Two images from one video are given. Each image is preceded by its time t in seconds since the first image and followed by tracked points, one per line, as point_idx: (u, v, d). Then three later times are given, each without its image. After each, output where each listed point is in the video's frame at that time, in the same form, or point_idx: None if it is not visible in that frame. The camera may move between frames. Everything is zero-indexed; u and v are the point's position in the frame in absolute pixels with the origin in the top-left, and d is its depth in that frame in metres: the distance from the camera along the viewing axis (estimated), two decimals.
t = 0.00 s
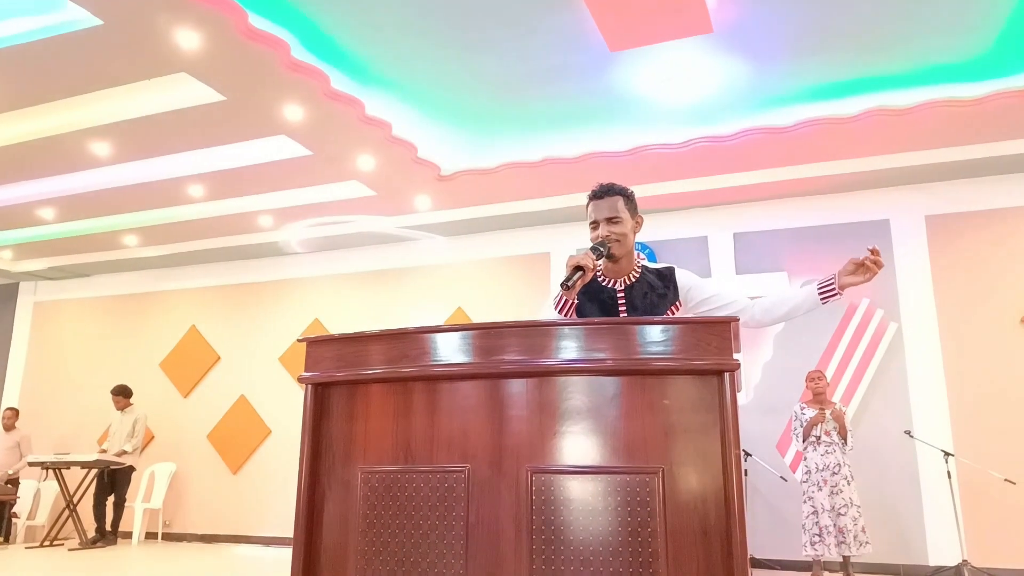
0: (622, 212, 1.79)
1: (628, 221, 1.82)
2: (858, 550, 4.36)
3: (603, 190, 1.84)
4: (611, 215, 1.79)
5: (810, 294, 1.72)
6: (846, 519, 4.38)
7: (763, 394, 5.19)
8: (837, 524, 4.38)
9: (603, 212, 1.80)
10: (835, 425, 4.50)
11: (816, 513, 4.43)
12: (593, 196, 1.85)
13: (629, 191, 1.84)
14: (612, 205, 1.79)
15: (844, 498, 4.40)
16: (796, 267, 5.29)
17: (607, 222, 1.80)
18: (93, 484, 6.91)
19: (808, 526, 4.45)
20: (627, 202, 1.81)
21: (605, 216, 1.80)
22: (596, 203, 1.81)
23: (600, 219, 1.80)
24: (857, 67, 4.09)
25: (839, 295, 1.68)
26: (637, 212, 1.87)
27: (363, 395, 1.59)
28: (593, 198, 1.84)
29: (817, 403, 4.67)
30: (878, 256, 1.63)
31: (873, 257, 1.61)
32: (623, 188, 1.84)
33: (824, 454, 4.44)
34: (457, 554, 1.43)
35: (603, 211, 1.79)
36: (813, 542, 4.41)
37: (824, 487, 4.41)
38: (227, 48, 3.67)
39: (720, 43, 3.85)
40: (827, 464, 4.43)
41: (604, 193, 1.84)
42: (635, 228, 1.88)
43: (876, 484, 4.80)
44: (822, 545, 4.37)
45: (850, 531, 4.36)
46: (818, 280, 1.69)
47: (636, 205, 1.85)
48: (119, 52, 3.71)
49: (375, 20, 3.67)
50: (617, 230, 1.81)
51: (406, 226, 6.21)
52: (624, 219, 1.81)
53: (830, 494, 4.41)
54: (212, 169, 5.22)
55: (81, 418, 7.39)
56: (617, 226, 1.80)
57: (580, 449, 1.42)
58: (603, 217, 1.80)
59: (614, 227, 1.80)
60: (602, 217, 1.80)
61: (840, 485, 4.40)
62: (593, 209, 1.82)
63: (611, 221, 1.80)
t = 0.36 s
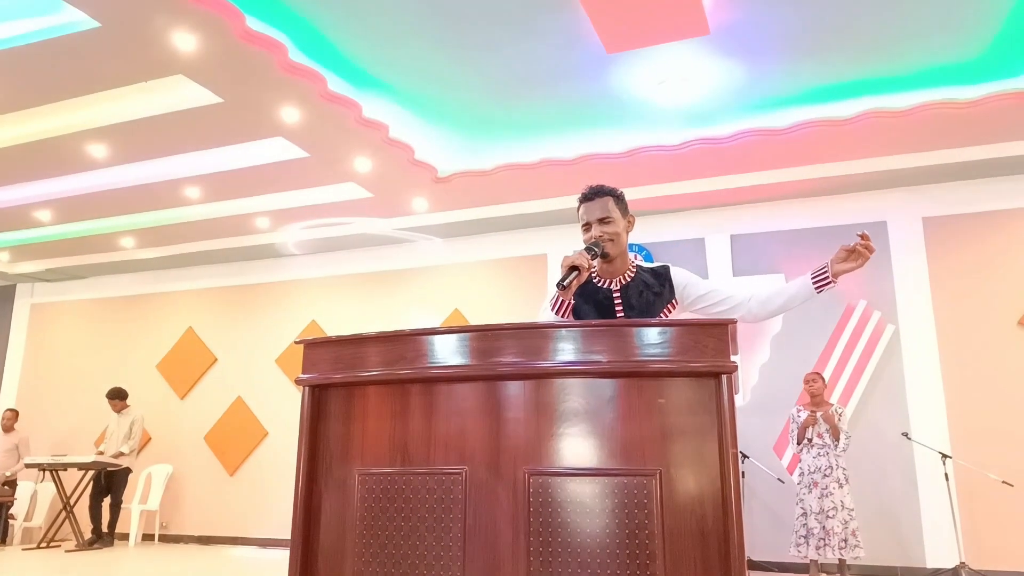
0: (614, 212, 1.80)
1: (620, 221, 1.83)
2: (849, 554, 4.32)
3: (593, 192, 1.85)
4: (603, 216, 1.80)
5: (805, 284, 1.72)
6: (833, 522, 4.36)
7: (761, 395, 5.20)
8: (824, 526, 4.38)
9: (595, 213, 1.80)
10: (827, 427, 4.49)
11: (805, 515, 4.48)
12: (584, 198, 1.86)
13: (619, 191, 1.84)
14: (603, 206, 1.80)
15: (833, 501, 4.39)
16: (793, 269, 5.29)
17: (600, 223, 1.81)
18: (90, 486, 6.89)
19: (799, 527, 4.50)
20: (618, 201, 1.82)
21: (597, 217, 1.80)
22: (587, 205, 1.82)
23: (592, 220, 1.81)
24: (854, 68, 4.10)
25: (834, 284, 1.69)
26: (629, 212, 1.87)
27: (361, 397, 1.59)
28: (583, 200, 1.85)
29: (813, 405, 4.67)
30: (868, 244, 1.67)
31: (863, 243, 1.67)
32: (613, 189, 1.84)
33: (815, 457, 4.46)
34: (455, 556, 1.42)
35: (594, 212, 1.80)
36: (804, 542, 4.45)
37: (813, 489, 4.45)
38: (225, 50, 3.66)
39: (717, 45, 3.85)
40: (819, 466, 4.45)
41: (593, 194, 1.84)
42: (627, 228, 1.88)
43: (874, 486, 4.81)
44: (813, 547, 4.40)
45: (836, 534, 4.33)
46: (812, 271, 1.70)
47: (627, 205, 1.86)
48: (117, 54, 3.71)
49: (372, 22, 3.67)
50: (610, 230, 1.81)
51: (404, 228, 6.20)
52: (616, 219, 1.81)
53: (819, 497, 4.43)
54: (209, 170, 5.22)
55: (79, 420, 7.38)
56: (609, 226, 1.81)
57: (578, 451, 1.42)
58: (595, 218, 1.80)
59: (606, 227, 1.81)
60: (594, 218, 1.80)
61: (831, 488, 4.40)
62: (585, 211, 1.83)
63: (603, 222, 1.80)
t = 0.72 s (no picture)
0: (613, 216, 1.79)
1: (620, 224, 1.82)
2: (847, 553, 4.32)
3: (593, 195, 1.85)
4: (602, 220, 1.79)
5: (803, 291, 1.71)
6: (831, 520, 4.36)
7: (760, 394, 5.20)
8: (822, 525, 4.39)
9: (594, 216, 1.80)
10: (826, 426, 4.49)
11: (802, 513, 4.49)
12: (584, 201, 1.85)
13: (620, 195, 1.84)
14: (603, 210, 1.79)
15: (830, 500, 4.39)
16: (791, 268, 5.30)
17: (599, 227, 1.81)
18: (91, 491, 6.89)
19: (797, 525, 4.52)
20: (617, 205, 1.81)
21: (596, 220, 1.80)
22: (588, 208, 1.82)
23: (591, 224, 1.81)
24: (850, 67, 4.10)
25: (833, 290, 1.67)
26: (629, 215, 1.87)
27: (361, 399, 1.59)
28: (584, 203, 1.85)
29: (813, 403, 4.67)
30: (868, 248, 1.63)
31: (863, 248, 1.63)
32: (614, 193, 1.84)
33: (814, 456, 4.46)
34: (456, 557, 1.43)
35: (594, 216, 1.80)
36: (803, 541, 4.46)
37: (812, 488, 4.46)
38: (222, 54, 3.67)
39: (714, 44, 3.86)
40: (818, 465, 4.45)
41: (594, 198, 1.84)
42: (627, 232, 1.88)
43: (875, 484, 4.81)
44: (812, 546, 4.40)
45: (833, 533, 4.33)
46: (810, 277, 1.68)
47: (627, 208, 1.85)
48: (114, 59, 3.71)
49: (369, 24, 3.67)
50: (609, 233, 1.81)
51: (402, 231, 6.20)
52: (615, 222, 1.81)
53: (817, 496, 4.44)
54: (208, 174, 5.22)
55: (79, 425, 7.37)
56: (609, 229, 1.81)
57: (578, 452, 1.42)
58: (595, 221, 1.80)
59: (606, 231, 1.81)
60: (594, 221, 1.80)
61: (829, 486, 4.41)
62: (585, 214, 1.82)
63: (603, 225, 1.80)
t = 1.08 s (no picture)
0: (625, 216, 1.80)
1: (630, 226, 1.83)
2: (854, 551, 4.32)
3: (606, 195, 1.85)
4: (614, 220, 1.80)
5: (808, 301, 1.78)
6: (838, 518, 4.35)
7: (763, 392, 5.20)
8: (829, 523, 4.37)
9: (606, 216, 1.80)
10: (831, 423, 4.49)
11: (808, 512, 4.47)
12: (596, 200, 1.85)
13: (632, 196, 1.85)
14: (615, 210, 1.79)
15: (837, 498, 4.37)
16: (793, 266, 5.30)
17: (610, 227, 1.81)
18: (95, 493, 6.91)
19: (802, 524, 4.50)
20: (629, 206, 1.82)
21: (608, 220, 1.80)
22: (599, 207, 1.82)
23: (602, 223, 1.81)
24: (850, 64, 4.10)
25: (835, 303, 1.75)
26: (639, 217, 1.88)
27: (364, 400, 1.60)
28: (596, 202, 1.85)
29: (816, 401, 4.67)
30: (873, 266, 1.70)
31: (870, 265, 1.69)
32: (626, 193, 1.85)
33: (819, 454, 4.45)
34: (461, 556, 1.43)
35: (605, 215, 1.80)
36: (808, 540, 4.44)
37: (817, 486, 4.44)
38: (222, 56, 3.67)
39: (714, 43, 3.86)
40: (823, 463, 4.44)
41: (607, 197, 1.84)
42: (636, 233, 1.89)
43: (878, 482, 4.81)
44: (819, 544, 4.38)
45: (842, 531, 4.32)
46: (817, 289, 1.74)
47: (638, 210, 1.86)
48: (116, 63, 3.72)
49: (369, 26, 3.67)
50: (620, 234, 1.81)
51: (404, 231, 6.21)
52: (626, 223, 1.81)
53: (823, 494, 4.42)
54: (209, 176, 5.23)
55: (83, 428, 7.40)
56: (620, 230, 1.81)
57: (581, 451, 1.43)
58: (606, 221, 1.80)
59: (617, 232, 1.81)
60: (605, 221, 1.80)
61: (835, 484, 4.39)
62: (596, 213, 1.82)
63: (614, 226, 1.81)
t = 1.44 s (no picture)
0: (632, 217, 1.80)
1: (637, 227, 1.83)
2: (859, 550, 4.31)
3: (611, 197, 1.85)
4: (621, 221, 1.80)
5: (811, 306, 1.78)
6: (844, 517, 4.34)
7: (767, 391, 5.19)
8: (835, 522, 4.36)
9: (613, 217, 1.80)
10: (836, 422, 4.47)
11: (814, 511, 4.46)
12: (603, 202, 1.86)
13: (637, 197, 1.85)
14: (622, 211, 1.80)
15: (842, 497, 4.36)
16: (797, 265, 5.29)
17: (618, 228, 1.81)
18: (99, 492, 6.93)
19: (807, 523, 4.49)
20: (635, 207, 1.82)
21: (615, 222, 1.80)
22: (606, 209, 1.82)
23: (610, 225, 1.80)
24: (854, 62, 4.09)
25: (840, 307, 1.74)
26: (644, 219, 1.88)
27: (366, 400, 1.60)
28: (601, 204, 1.85)
29: (821, 400, 4.66)
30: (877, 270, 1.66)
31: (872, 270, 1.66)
32: (631, 195, 1.85)
33: (825, 453, 4.44)
34: (463, 556, 1.43)
35: (612, 217, 1.80)
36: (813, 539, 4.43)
37: (823, 485, 4.43)
38: (225, 56, 3.67)
39: (716, 41, 3.85)
40: (828, 462, 4.42)
41: (612, 199, 1.84)
42: (642, 234, 1.88)
43: (882, 481, 4.80)
44: (825, 544, 4.37)
45: (848, 529, 4.31)
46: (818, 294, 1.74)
47: (644, 210, 1.87)
48: (119, 63, 3.73)
49: (372, 25, 3.67)
50: (627, 235, 1.81)
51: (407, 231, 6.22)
52: (633, 225, 1.81)
53: (829, 493, 4.40)
54: (212, 176, 5.24)
55: (87, 428, 7.41)
56: (627, 231, 1.81)
57: (584, 451, 1.43)
58: (613, 222, 1.80)
59: (624, 233, 1.81)
60: (612, 222, 1.80)
61: (841, 483, 4.38)
62: (602, 215, 1.82)
63: (621, 227, 1.80)
